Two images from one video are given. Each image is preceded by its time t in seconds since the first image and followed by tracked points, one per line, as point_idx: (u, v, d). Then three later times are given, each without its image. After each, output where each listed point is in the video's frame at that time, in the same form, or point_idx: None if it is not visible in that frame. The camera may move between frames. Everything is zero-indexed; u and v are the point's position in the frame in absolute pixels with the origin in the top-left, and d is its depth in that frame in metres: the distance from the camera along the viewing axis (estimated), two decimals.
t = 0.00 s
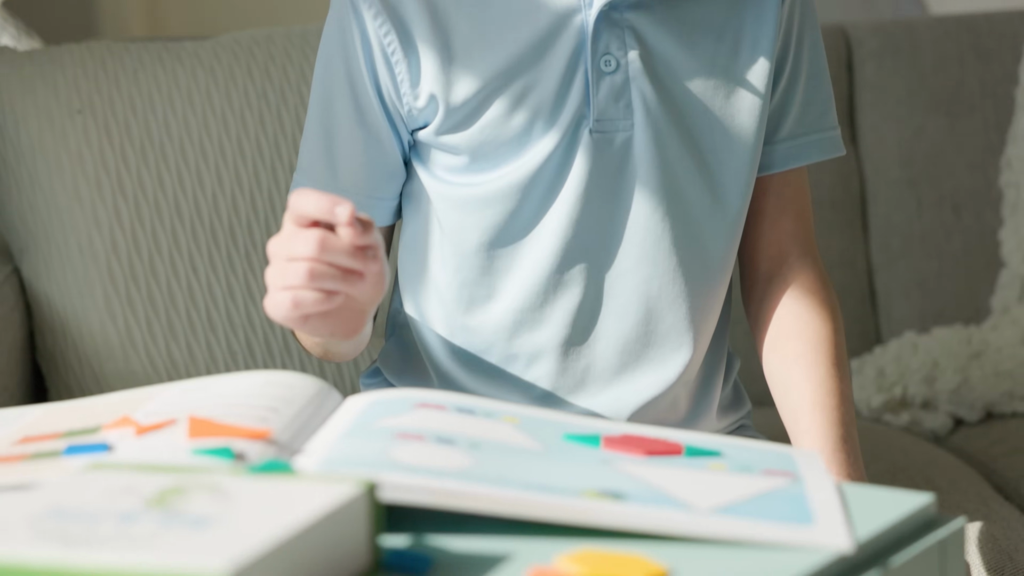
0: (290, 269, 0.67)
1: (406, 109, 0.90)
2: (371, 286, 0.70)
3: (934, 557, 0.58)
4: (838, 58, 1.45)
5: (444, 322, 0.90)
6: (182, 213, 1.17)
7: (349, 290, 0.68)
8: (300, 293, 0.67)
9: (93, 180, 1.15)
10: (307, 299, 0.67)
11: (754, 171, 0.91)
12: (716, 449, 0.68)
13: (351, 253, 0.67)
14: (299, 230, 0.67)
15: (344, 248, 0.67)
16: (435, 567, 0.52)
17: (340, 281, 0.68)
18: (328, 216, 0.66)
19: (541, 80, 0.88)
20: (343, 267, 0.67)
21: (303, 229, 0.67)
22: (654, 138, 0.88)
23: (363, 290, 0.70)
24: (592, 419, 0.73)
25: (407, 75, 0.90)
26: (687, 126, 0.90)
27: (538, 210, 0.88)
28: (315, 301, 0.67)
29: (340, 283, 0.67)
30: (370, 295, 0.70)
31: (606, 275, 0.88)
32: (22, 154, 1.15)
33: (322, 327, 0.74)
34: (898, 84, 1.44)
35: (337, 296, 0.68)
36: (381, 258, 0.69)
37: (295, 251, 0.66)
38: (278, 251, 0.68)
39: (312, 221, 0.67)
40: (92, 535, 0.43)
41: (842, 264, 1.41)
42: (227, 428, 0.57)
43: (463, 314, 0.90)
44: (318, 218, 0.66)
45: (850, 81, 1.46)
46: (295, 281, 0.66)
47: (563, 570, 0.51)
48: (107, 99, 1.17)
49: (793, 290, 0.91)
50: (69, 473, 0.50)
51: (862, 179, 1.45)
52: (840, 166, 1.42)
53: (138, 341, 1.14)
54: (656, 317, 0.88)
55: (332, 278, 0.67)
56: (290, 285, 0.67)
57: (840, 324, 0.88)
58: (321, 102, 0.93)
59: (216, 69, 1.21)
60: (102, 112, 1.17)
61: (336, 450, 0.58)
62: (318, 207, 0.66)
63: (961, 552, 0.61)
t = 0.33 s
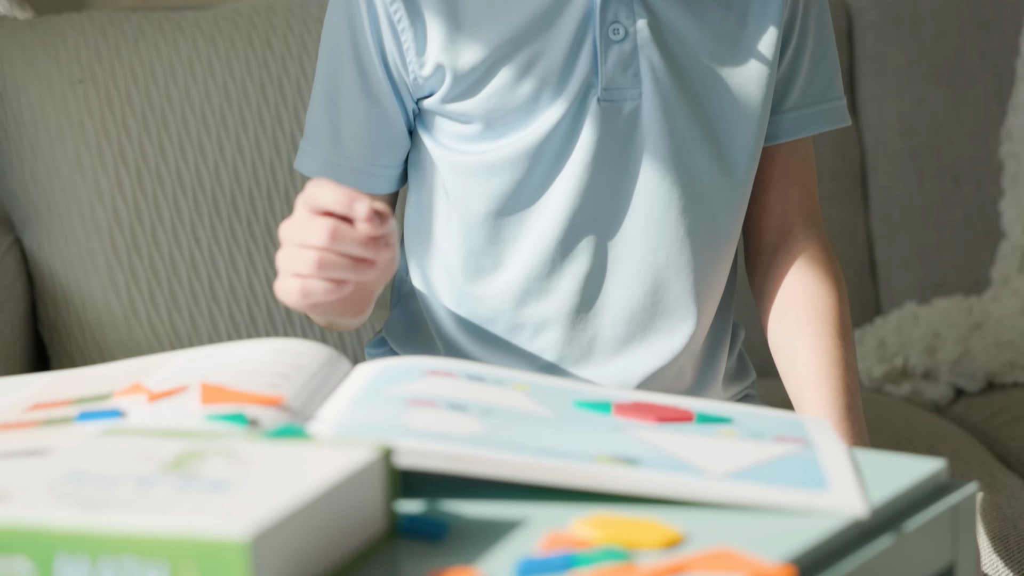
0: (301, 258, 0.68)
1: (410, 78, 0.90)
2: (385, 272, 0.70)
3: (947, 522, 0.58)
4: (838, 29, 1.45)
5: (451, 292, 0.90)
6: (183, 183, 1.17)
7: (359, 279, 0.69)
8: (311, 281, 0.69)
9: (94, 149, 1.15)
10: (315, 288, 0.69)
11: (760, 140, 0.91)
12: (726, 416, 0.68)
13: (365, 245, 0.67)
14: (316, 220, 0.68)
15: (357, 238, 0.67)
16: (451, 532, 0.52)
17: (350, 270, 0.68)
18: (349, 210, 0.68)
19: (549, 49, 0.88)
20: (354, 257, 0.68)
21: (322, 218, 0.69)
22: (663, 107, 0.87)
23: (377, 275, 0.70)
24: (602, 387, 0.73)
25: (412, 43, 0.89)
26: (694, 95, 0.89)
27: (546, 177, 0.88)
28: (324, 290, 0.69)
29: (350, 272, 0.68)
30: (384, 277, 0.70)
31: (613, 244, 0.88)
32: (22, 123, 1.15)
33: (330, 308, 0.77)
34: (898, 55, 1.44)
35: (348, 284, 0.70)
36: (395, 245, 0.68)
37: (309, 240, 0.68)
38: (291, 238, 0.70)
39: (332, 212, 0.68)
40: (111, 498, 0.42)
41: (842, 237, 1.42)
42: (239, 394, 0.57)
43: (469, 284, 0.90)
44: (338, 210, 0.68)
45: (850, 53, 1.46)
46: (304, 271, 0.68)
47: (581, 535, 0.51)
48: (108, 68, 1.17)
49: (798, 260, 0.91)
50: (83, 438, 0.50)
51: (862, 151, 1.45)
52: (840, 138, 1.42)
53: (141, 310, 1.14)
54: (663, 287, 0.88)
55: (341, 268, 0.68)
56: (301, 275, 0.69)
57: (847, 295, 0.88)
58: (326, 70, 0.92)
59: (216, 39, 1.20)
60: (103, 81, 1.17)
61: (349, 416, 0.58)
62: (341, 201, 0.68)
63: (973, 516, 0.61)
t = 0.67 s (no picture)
0: (328, 231, 0.67)
1: (413, 50, 0.90)
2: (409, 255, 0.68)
3: (957, 493, 0.59)
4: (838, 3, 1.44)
5: (457, 265, 0.90)
6: (184, 156, 1.17)
7: (382, 259, 0.67)
8: (333, 256, 0.68)
9: (95, 123, 1.14)
10: (335, 264, 0.68)
11: (766, 114, 0.91)
12: (736, 387, 0.68)
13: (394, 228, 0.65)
14: (349, 194, 0.65)
15: (388, 221, 0.64)
16: (466, 502, 0.52)
17: (373, 248, 0.66)
18: (393, 196, 0.63)
19: (555, 20, 0.87)
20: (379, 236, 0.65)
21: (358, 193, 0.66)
22: (670, 79, 0.87)
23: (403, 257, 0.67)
24: (611, 359, 0.73)
25: (416, 14, 0.89)
26: (700, 66, 0.89)
27: (552, 150, 0.88)
28: (343, 267, 0.68)
29: (373, 251, 0.66)
30: (407, 257, 0.67)
31: (619, 218, 0.88)
32: (23, 96, 1.14)
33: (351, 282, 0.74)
34: (899, 29, 1.43)
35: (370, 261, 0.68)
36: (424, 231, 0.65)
37: (338, 215, 0.65)
38: (323, 207, 0.67)
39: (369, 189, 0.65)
40: (127, 468, 0.42)
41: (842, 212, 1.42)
42: (250, 365, 0.57)
43: (473, 258, 0.89)
44: (377, 190, 0.64)
45: (850, 27, 1.45)
46: (327, 243, 0.67)
47: (595, 506, 0.51)
48: (108, 40, 1.15)
49: (806, 233, 0.91)
50: (96, 408, 0.50)
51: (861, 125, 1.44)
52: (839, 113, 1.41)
53: (143, 283, 1.16)
54: (668, 260, 0.88)
55: (363, 245, 0.66)
56: (323, 247, 0.67)
57: (854, 268, 0.88)
58: (328, 41, 0.91)
59: (217, 11, 1.18)
60: (104, 53, 1.15)
61: (360, 387, 0.57)
62: (384, 182, 0.64)
63: (984, 487, 0.61)
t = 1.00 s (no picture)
0: (348, 212, 0.66)
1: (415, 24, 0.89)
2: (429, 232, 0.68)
3: (965, 468, 0.59)
4: None
5: (458, 244, 0.89)
6: (183, 135, 1.17)
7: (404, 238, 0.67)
8: (354, 237, 0.68)
9: (94, 103, 1.13)
10: (356, 245, 0.68)
11: (766, 93, 0.91)
12: (743, 363, 0.68)
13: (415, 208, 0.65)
14: (369, 174, 0.65)
15: (411, 202, 0.64)
16: (475, 478, 0.52)
17: (394, 229, 0.66)
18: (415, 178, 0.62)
19: None
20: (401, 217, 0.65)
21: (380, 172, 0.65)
22: (671, 55, 0.87)
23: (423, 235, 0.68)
24: (616, 336, 0.73)
25: None
26: (701, 42, 0.89)
27: (555, 126, 0.88)
28: (364, 248, 0.68)
29: (394, 231, 0.66)
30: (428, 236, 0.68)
31: (623, 194, 0.88)
32: (21, 76, 1.13)
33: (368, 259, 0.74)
34: (897, 7, 1.42)
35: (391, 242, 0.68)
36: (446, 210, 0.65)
37: (359, 196, 0.65)
38: (342, 188, 0.67)
39: (392, 170, 0.64)
40: (137, 441, 0.42)
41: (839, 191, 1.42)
42: (256, 340, 0.57)
43: (474, 236, 0.89)
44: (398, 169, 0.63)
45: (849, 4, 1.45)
46: (347, 225, 0.67)
47: (605, 481, 0.50)
48: (106, 18, 1.14)
49: (806, 210, 0.90)
50: (103, 382, 0.49)
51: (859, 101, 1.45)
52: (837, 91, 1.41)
53: (142, 262, 1.15)
54: (669, 238, 0.88)
55: (384, 226, 0.66)
56: (343, 229, 0.67)
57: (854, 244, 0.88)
58: (328, 15, 0.90)
59: None
60: (102, 32, 1.14)
61: (367, 363, 0.57)
62: (406, 164, 0.63)
63: (991, 461, 0.61)
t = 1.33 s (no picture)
0: (399, 209, 0.64)
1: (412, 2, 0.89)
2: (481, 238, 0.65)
3: (972, 448, 0.59)
4: None
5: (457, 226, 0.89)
6: (179, 113, 1.18)
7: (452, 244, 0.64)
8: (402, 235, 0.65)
9: (91, 82, 1.12)
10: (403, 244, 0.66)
11: (765, 72, 0.91)
12: (747, 344, 0.68)
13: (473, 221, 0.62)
14: (428, 176, 0.62)
15: (466, 213, 0.61)
16: (481, 459, 0.51)
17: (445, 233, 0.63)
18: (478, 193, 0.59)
19: None
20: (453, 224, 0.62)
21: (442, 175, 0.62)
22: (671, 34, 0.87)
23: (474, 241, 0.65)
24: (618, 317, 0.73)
25: None
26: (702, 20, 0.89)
27: (554, 105, 0.87)
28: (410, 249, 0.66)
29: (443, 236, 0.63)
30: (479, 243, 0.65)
31: (619, 178, 0.88)
32: (16, 54, 1.10)
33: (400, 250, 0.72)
34: None
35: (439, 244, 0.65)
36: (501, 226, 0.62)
37: (413, 196, 0.62)
38: (398, 182, 0.64)
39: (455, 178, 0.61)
40: (145, 423, 0.41)
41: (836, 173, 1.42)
42: (261, 321, 0.56)
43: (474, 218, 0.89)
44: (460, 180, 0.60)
45: None
46: (396, 221, 0.64)
47: (613, 463, 0.50)
48: None
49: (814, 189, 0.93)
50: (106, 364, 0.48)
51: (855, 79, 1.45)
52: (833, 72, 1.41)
53: (138, 244, 1.16)
54: (667, 218, 0.88)
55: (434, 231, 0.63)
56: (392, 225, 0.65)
57: (864, 219, 0.91)
58: None
59: None
60: (99, 10, 1.12)
61: (371, 345, 0.57)
62: (471, 177, 0.59)
63: (997, 439, 0.61)
